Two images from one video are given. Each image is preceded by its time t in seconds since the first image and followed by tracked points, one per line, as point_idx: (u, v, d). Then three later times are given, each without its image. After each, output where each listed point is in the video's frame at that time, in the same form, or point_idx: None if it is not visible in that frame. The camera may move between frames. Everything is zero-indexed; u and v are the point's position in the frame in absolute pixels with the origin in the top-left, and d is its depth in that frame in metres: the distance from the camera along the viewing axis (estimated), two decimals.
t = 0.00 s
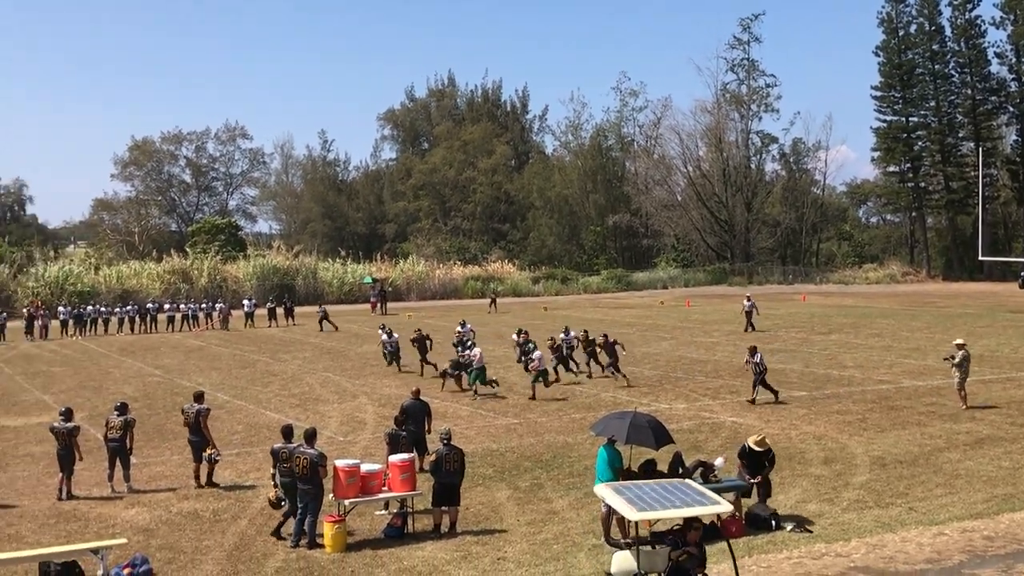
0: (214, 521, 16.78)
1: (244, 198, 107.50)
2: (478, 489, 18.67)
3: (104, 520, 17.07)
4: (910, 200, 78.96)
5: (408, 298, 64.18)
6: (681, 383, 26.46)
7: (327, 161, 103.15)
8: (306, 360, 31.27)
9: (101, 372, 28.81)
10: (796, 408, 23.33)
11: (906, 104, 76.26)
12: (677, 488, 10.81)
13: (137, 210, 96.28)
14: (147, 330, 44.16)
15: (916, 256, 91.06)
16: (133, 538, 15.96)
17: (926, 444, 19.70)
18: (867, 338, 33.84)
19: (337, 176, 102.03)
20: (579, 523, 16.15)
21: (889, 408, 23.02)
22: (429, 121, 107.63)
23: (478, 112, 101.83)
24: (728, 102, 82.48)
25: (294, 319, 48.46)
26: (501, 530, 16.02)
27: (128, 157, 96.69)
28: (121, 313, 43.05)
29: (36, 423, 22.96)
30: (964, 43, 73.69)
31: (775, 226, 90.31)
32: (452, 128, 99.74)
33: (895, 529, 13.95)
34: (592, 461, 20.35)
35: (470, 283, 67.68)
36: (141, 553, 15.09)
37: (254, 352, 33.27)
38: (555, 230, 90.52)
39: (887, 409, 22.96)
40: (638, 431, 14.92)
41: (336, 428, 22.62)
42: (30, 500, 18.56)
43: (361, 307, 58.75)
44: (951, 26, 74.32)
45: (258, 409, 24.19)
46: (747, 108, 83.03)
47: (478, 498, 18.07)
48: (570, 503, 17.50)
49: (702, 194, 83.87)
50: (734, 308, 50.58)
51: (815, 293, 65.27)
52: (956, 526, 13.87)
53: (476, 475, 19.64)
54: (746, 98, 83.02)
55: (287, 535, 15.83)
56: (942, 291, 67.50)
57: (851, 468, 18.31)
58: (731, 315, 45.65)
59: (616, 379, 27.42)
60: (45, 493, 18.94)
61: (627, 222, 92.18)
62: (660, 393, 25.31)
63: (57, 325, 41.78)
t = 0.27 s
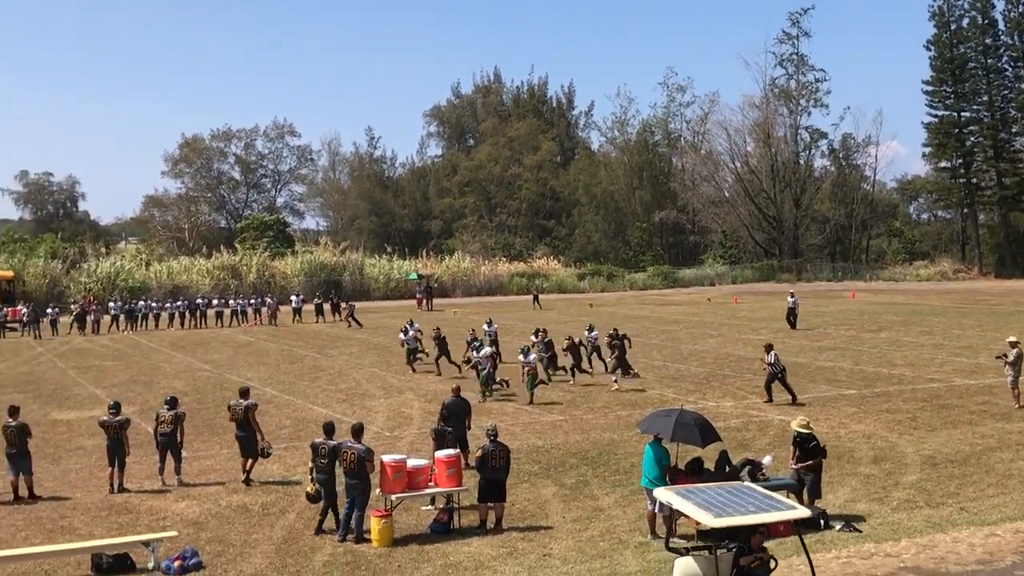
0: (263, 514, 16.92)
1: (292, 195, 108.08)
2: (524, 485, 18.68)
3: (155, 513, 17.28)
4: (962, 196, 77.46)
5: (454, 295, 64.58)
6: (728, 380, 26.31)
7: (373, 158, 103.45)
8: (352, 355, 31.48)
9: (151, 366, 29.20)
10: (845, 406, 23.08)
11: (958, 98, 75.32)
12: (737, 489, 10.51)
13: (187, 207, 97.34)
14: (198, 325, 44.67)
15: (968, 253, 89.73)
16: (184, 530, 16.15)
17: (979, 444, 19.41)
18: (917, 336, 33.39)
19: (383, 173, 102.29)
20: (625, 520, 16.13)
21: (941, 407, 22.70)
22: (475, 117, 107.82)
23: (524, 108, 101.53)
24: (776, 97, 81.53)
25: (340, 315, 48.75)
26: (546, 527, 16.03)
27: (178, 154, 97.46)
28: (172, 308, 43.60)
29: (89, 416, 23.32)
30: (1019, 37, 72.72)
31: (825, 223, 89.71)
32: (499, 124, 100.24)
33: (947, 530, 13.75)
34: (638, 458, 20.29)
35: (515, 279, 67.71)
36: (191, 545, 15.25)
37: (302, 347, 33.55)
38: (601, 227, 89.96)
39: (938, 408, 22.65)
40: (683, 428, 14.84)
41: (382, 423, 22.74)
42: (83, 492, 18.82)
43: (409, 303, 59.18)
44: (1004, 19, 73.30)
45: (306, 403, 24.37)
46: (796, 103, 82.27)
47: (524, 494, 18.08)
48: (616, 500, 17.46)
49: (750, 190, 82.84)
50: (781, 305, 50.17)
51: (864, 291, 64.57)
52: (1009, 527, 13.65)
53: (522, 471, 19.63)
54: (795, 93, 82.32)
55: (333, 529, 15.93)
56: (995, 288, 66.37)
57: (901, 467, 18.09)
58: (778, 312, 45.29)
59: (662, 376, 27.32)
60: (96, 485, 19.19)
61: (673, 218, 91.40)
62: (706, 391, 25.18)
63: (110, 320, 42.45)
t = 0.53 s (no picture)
0: (316, 507, 17.05)
1: (344, 190, 108.32)
2: (574, 481, 18.64)
3: (210, 504, 17.47)
4: (1020, 192, 76.79)
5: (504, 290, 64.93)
6: (780, 377, 26.08)
7: (424, 153, 103.37)
8: (402, 350, 31.67)
9: (205, 359, 29.61)
10: (901, 404, 22.78)
11: (1017, 92, 73.72)
12: (813, 490, 10.45)
13: (241, 203, 97.70)
14: (251, 319, 45.21)
15: None
16: (238, 522, 16.28)
17: None
18: (974, 334, 32.83)
19: (434, 168, 102.18)
20: (676, 518, 16.03)
21: (999, 406, 22.32)
22: (526, 112, 107.41)
23: (575, 104, 100.73)
24: (830, 91, 81.09)
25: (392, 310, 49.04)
26: (597, 523, 15.99)
27: (233, 150, 97.72)
28: (226, 302, 44.08)
29: (145, 408, 23.65)
30: None
31: (880, 218, 86.57)
32: (549, 119, 99.26)
33: (1006, 531, 13.51)
34: (689, 455, 20.17)
35: (566, 274, 67.61)
36: (245, 536, 15.40)
37: (353, 341, 33.81)
38: (653, 222, 87.92)
39: (996, 407, 22.27)
40: (736, 425, 14.75)
41: (433, 417, 22.84)
42: (138, 482, 19.05)
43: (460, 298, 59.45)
44: None
45: (357, 397, 24.52)
46: (851, 97, 81.06)
47: (574, 490, 18.04)
48: (667, 497, 17.36)
49: (804, 184, 82.40)
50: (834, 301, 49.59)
51: (919, 287, 63.48)
52: None
53: (572, 467, 19.59)
54: (850, 86, 81.26)
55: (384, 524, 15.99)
56: None
57: (958, 467, 17.79)
58: (830, 309, 44.77)
59: (713, 373, 27.14)
60: (151, 476, 19.43)
61: (725, 213, 90.24)
62: (758, 388, 24.99)
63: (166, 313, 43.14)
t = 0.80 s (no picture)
0: (369, 499, 17.12)
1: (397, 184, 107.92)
2: (627, 476, 18.53)
3: (265, 494, 17.48)
4: None
5: (556, 284, 65.13)
6: (836, 373, 25.82)
7: (477, 147, 102.32)
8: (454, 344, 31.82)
9: (261, 351, 29.97)
10: (960, 401, 22.44)
11: None
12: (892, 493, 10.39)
13: (297, 196, 95.53)
14: (306, 312, 45.70)
15: None
16: (293, 513, 16.37)
17: None
18: None
19: (487, 161, 101.06)
20: (730, 514, 15.86)
21: None
22: (579, 105, 105.48)
23: (629, 96, 97.64)
24: (890, 83, 79.69)
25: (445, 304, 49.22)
26: (649, 518, 15.87)
27: (288, 144, 96.53)
28: (282, 295, 44.69)
29: (202, 399, 23.94)
30: None
31: (938, 212, 86.42)
32: (601, 113, 96.29)
33: None
34: (744, 451, 20.02)
35: (619, 269, 67.79)
36: (298, 526, 15.42)
37: (406, 335, 34.02)
38: (707, 215, 88.34)
39: None
40: (793, 421, 14.44)
41: (486, 410, 22.94)
42: (194, 473, 19.05)
43: (512, 292, 59.70)
44: None
45: (410, 390, 24.63)
46: (910, 89, 79.55)
47: (627, 485, 17.94)
48: (721, 493, 17.19)
49: (861, 178, 80.72)
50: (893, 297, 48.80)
51: (979, 283, 61.88)
52: None
53: (625, 462, 19.53)
54: (910, 79, 79.53)
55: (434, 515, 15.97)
56: None
57: (1020, 465, 17.46)
58: (889, 304, 44.07)
59: (768, 368, 26.94)
60: (208, 466, 19.40)
61: (782, 207, 88.37)
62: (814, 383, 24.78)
63: (223, 305, 43.82)
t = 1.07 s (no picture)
0: (426, 489, 15.75)
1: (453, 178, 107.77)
2: (682, 471, 17.94)
3: (323, 484, 15.97)
4: None
5: (611, 278, 65.25)
6: (896, 371, 25.44)
7: (533, 141, 101.57)
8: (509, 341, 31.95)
9: (318, 344, 30.22)
10: None
11: None
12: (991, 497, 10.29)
13: (354, 189, 95.94)
14: (363, 304, 46.21)
15: None
16: (348, 502, 15.01)
17: None
18: None
19: (543, 155, 100.57)
20: (788, 510, 15.11)
21: None
22: (637, 98, 102.29)
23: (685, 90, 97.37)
24: (953, 75, 77.35)
25: (499, 297, 49.42)
26: (705, 513, 15.07)
27: (346, 138, 96.42)
28: (338, 288, 45.49)
29: (261, 390, 24.25)
30: None
31: (1003, 207, 81.86)
32: (660, 105, 96.26)
33: None
34: (802, 447, 19.71)
35: (675, 263, 67.71)
36: (358, 517, 14.04)
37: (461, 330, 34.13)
38: (766, 210, 87.34)
39: None
40: (850, 416, 13.86)
41: (541, 404, 22.91)
42: (254, 463, 17.69)
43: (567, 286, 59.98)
44: None
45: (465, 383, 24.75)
46: (974, 82, 77.19)
47: (683, 480, 17.27)
48: (779, 489, 16.56)
49: (924, 172, 79.09)
50: (955, 294, 47.91)
51: None
52: None
53: (681, 457, 19.06)
54: (973, 71, 77.32)
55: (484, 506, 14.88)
56: None
57: None
58: (952, 300, 43.25)
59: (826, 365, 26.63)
60: (267, 458, 18.16)
61: (843, 201, 87.30)
62: (874, 380, 24.48)
63: (281, 298, 44.47)
